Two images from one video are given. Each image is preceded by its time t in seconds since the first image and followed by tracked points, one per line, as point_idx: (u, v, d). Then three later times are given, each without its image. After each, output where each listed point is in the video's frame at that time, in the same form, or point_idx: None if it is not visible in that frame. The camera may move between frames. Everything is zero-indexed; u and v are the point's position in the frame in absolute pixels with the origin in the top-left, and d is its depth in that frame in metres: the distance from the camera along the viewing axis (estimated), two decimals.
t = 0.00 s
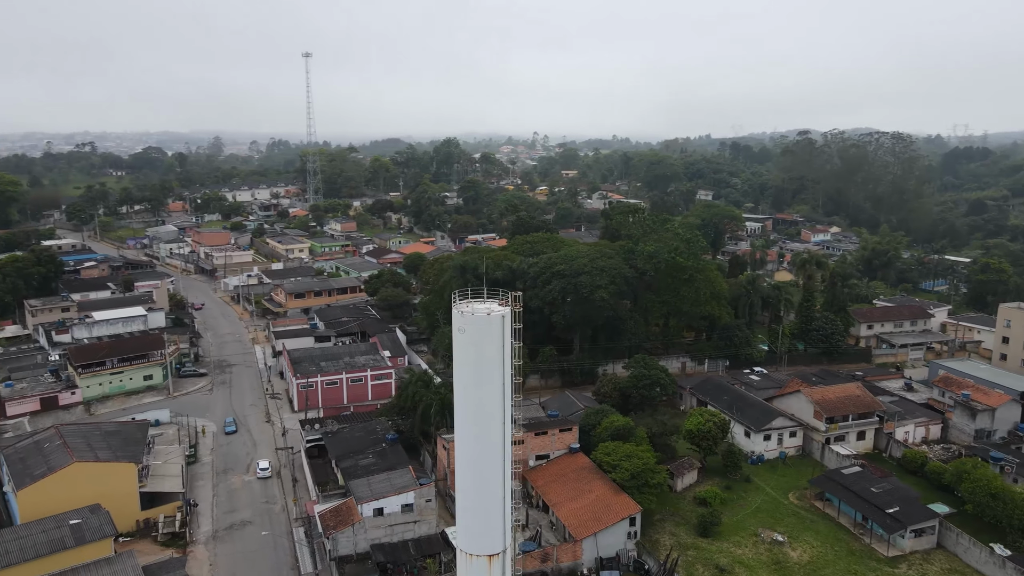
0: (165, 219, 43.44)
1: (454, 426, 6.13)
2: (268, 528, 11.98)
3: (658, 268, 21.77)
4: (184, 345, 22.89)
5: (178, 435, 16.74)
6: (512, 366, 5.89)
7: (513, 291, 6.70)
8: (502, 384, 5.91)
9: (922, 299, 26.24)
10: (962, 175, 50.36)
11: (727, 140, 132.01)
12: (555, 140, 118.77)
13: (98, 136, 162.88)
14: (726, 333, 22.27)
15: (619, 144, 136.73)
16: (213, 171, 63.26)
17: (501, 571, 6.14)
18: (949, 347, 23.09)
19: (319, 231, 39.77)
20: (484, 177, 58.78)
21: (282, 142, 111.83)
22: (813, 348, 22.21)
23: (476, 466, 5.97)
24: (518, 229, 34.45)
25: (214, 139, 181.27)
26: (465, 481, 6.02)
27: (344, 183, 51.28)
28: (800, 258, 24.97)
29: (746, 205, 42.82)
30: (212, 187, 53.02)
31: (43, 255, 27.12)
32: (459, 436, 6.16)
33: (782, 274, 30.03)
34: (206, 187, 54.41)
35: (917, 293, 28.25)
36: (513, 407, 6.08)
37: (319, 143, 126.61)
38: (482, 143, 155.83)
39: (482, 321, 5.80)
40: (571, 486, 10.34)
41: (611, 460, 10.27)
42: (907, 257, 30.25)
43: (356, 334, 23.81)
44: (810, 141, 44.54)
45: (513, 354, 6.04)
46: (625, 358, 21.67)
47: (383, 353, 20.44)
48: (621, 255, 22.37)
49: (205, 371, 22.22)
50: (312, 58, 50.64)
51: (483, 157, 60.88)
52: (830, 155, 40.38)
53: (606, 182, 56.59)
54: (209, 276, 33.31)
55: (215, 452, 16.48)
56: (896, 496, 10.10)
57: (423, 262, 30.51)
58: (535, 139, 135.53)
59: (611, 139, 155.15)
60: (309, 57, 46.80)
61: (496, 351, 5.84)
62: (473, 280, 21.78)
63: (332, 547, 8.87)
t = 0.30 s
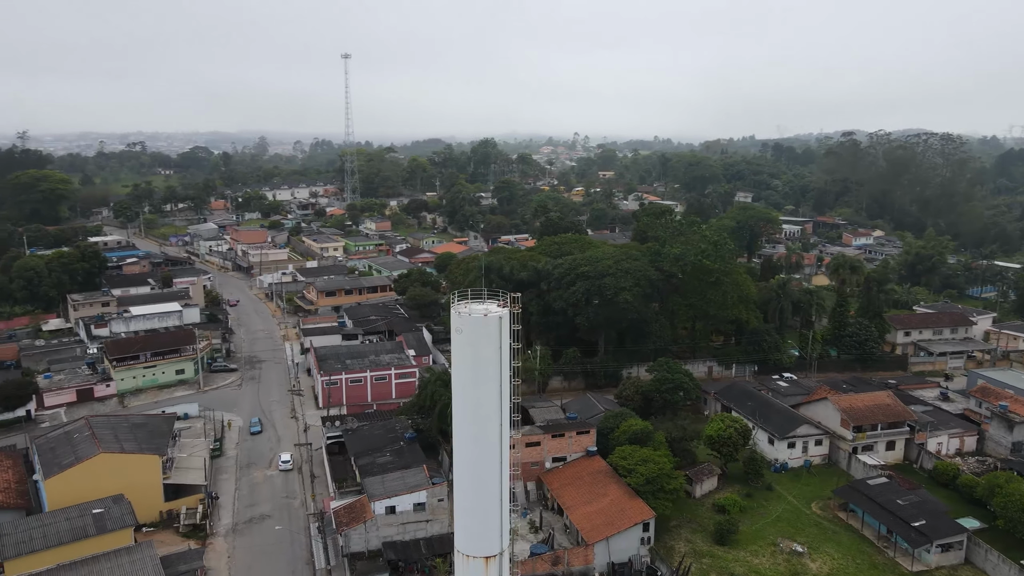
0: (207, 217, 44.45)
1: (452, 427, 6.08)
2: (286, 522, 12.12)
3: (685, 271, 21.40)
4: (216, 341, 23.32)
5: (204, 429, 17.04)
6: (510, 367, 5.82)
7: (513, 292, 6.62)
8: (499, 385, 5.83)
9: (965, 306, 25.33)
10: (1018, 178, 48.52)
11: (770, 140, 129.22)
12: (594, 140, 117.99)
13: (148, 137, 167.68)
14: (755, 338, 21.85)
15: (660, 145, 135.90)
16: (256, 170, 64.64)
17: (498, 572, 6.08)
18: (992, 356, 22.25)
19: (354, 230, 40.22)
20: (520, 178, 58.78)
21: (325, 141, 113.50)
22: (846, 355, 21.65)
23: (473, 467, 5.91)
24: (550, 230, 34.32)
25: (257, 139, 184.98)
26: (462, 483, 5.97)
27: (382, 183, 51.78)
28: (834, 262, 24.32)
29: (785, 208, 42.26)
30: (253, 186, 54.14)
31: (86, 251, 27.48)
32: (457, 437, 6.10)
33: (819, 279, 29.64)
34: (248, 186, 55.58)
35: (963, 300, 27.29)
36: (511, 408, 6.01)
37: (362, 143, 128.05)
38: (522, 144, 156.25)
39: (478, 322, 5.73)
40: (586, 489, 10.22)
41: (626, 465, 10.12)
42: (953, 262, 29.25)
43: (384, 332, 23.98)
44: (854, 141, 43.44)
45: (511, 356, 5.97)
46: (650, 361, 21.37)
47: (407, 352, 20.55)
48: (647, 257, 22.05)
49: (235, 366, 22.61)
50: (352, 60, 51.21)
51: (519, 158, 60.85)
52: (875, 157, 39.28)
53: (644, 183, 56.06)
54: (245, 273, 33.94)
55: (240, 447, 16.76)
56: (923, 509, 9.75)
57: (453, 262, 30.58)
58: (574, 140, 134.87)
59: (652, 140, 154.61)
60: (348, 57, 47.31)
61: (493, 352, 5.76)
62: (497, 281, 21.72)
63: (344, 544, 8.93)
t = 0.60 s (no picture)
0: (249, 216, 45.46)
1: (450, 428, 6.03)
2: (306, 517, 12.26)
3: (714, 274, 20.98)
4: (249, 337, 23.75)
5: (232, 424, 17.35)
6: (509, 368, 5.79)
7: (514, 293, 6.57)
8: (497, 388, 5.79)
9: (1014, 315, 24.32)
10: None
11: (818, 140, 125.94)
12: (636, 141, 116.82)
13: (197, 137, 172.42)
14: (786, 343, 21.38)
15: (703, 146, 134.11)
16: (300, 169, 65.84)
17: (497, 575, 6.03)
18: None
19: (391, 230, 40.63)
20: (559, 179, 58.62)
21: (369, 142, 115.04)
22: (882, 362, 21.03)
23: (471, 469, 5.87)
24: (584, 231, 34.10)
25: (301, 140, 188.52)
26: (460, 484, 5.92)
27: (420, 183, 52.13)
28: (872, 267, 23.60)
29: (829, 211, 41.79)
30: (295, 186, 55.17)
31: (130, 248, 28.76)
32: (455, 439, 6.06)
33: (859, 285, 29.06)
34: (290, 185, 56.70)
35: (1013, 308, 26.20)
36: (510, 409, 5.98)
37: (405, 143, 129.63)
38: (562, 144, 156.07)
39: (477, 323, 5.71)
40: (603, 494, 10.10)
41: (644, 470, 9.97)
42: (1004, 268, 28.10)
43: (412, 332, 24.13)
44: (903, 142, 42.14)
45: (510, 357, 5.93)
46: (676, 365, 21.03)
47: (433, 351, 20.67)
48: (674, 260, 21.69)
49: (266, 362, 23.00)
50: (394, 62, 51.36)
51: (558, 158, 60.68)
52: (924, 159, 37.95)
53: (683, 185, 55.38)
54: (282, 271, 34.57)
55: (266, 442, 17.02)
56: (952, 524, 9.40)
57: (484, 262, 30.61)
58: (615, 142, 133.90)
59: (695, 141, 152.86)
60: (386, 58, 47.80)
61: (491, 355, 5.74)
62: (523, 282, 21.59)
63: (357, 541, 9.01)
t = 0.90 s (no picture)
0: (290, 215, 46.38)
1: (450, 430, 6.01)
2: (325, 513, 12.39)
3: (743, 277, 20.57)
4: (282, 334, 24.15)
5: (259, 419, 17.64)
6: (509, 369, 5.74)
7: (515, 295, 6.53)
8: (496, 389, 5.75)
9: None
10: None
11: (868, 141, 122.18)
12: (680, 142, 115.23)
13: (249, 137, 177.06)
14: (818, 350, 20.88)
15: (748, 147, 131.89)
16: (342, 169, 66.90)
17: None
18: None
19: (427, 229, 40.96)
20: (598, 180, 58.31)
21: (413, 142, 116.59)
22: (921, 371, 20.35)
23: (470, 471, 5.83)
24: (620, 233, 33.81)
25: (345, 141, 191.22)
26: (459, 485, 5.90)
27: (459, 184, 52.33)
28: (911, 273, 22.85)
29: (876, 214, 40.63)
30: (337, 185, 56.07)
31: (173, 245, 29.50)
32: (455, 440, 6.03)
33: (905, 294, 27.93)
34: (332, 185, 57.64)
35: None
36: (510, 410, 5.94)
37: (448, 143, 130.91)
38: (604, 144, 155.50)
39: (476, 324, 5.67)
40: (619, 499, 9.98)
41: (662, 475, 9.80)
42: None
43: (441, 331, 24.28)
44: (956, 144, 40.72)
45: (511, 358, 5.88)
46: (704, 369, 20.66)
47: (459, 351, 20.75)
48: (703, 264, 21.32)
49: (298, 359, 23.37)
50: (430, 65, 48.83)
51: (597, 159, 60.33)
52: (978, 161, 36.57)
53: (725, 187, 54.53)
54: (319, 270, 35.14)
55: (292, 437, 17.27)
56: (983, 541, 9.04)
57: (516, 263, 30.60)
58: (659, 143, 132.23)
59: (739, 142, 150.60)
60: (426, 59, 48.12)
61: (490, 356, 5.69)
62: (550, 283, 21.42)
63: (372, 538, 9.08)
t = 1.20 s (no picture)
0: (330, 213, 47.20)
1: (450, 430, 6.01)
2: (345, 510, 12.51)
3: (773, 282, 20.11)
4: (313, 332, 24.51)
5: (287, 414, 17.91)
6: (508, 371, 5.70)
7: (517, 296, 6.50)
8: (495, 390, 5.70)
9: None
10: None
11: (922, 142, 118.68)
12: (724, 142, 113.44)
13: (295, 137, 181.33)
14: (852, 357, 20.35)
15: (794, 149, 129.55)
16: (384, 168, 67.73)
17: None
18: None
19: (463, 230, 41.18)
20: (637, 181, 57.88)
21: (456, 142, 117.62)
22: (961, 381, 19.63)
23: (468, 471, 5.81)
24: (655, 235, 33.46)
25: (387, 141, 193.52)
26: (458, 485, 5.88)
27: (497, 184, 52.46)
28: (953, 279, 22.06)
29: (926, 218, 39.41)
30: (377, 185, 56.82)
31: (213, 242, 30.68)
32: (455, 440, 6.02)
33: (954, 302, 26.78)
34: (372, 185, 58.47)
35: None
36: (510, 412, 5.89)
37: (490, 143, 131.67)
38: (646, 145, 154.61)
39: (475, 325, 5.64)
40: (636, 504, 9.85)
41: (680, 482, 9.64)
42: None
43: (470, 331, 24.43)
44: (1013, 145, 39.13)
45: (511, 359, 5.83)
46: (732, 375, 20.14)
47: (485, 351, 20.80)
48: (733, 267, 20.92)
49: (328, 356, 23.68)
50: (468, 63, 49.17)
51: (637, 160, 59.91)
52: None
53: (768, 189, 53.56)
54: (355, 268, 35.63)
55: (318, 433, 17.49)
56: (1015, 560, 8.68)
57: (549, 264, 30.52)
58: (703, 143, 130.55)
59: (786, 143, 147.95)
60: (466, 61, 48.33)
61: (489, 357, 5.65)
62: (577, 285, 21.00)
63: (386, 536, 9.16)
